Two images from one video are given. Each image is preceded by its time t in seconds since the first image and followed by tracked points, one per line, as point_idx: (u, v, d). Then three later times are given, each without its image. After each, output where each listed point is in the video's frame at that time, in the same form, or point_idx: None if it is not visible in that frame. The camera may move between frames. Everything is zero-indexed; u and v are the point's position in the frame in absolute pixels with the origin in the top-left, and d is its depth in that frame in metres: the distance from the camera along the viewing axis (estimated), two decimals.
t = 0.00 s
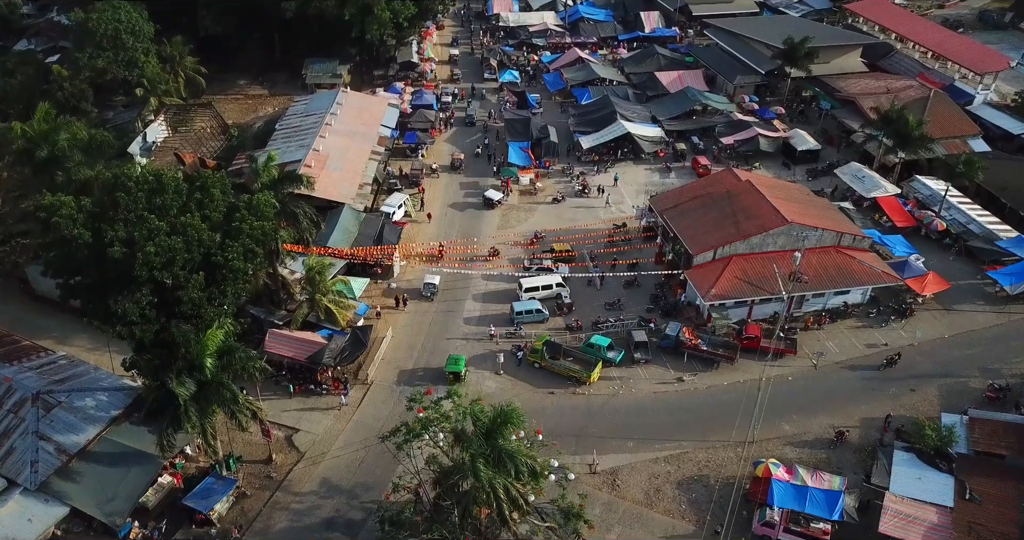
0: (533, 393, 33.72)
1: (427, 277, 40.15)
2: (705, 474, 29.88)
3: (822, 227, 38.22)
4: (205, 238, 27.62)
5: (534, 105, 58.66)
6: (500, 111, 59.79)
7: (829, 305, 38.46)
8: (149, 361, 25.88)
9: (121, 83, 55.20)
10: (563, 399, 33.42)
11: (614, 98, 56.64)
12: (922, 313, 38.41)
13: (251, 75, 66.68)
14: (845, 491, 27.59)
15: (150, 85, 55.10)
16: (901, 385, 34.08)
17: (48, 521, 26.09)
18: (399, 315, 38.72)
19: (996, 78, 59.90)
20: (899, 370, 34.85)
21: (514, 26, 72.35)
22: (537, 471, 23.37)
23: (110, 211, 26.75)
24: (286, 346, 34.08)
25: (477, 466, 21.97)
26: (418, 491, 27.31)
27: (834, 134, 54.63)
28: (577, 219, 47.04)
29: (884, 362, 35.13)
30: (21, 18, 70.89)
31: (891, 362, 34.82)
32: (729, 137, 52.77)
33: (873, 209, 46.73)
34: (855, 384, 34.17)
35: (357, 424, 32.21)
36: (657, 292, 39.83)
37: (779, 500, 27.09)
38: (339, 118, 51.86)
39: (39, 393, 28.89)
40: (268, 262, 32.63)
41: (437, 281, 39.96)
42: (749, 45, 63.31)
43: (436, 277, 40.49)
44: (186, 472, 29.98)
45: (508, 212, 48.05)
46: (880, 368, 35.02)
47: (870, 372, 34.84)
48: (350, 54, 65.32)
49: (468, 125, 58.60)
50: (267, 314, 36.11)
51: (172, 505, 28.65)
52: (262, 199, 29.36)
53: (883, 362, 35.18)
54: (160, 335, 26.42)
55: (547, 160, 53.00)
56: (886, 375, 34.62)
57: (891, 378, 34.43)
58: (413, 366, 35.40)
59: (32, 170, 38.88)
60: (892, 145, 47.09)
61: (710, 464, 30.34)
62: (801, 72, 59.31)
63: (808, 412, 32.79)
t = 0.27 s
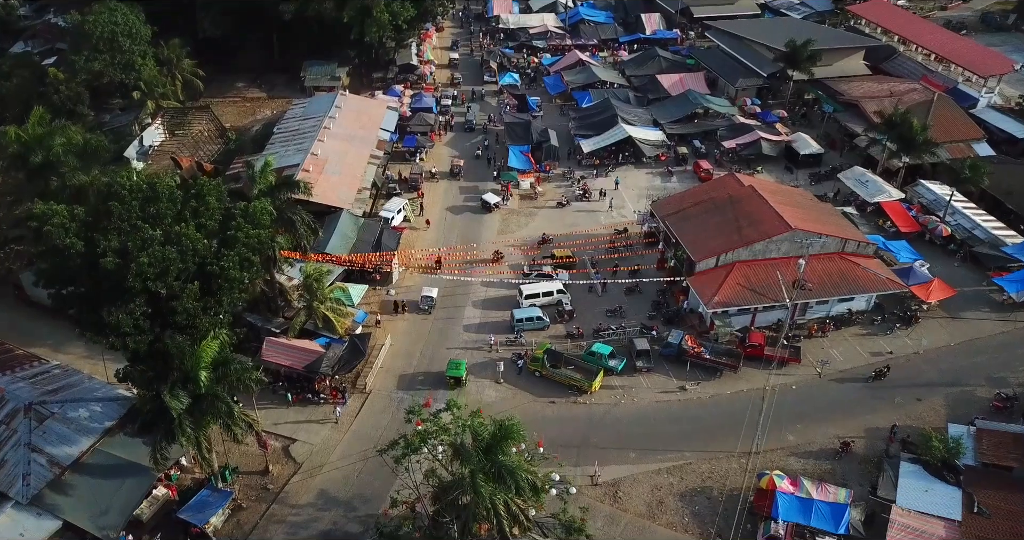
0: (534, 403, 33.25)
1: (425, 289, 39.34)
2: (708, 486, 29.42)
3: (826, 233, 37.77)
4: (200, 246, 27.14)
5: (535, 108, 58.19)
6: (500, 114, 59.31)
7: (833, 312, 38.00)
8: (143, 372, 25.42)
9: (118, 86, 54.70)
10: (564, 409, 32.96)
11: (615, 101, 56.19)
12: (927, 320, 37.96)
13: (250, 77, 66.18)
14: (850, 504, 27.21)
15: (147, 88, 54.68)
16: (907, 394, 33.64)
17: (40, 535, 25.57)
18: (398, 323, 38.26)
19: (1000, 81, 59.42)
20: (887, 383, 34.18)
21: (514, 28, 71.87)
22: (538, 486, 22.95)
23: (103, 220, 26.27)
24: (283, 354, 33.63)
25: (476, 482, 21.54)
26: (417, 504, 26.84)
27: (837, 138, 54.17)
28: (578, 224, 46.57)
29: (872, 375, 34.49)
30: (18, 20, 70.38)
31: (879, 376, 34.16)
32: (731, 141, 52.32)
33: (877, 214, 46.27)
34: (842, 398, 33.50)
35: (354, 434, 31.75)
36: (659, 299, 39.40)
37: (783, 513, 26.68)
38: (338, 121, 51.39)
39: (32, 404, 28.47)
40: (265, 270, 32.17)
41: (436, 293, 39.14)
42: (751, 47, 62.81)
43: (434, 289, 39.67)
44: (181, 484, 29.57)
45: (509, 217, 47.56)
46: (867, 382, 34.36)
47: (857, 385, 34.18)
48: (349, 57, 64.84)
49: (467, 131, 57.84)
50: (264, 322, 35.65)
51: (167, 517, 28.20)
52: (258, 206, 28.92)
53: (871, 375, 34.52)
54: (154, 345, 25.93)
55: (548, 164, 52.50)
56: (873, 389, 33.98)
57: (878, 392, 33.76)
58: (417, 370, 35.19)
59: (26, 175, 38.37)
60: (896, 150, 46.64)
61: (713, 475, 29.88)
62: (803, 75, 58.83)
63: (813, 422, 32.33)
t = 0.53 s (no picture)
0: (534, 414, 32.69)
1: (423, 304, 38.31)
2: (712, 501, 28.88)
3: (830, 241, 37.23)
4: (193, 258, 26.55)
5: (535, 112, 57.65)
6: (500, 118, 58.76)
7: (837, 321, 37.47)
8: (135, 387, 24.87)
9: (114, 90, 54.15)
10: (565, 421, 32.40)
11: (616, 106, 55.66)
12: (933, 329, 37.44)
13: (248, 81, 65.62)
14: (857, 521, 26.56)
15: (144, 92, 54.18)
16: (913, 406, 33.10)
17: None
18: (396, 332, 37.70)
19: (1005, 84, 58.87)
20: (873, 398, 33.47)
21: (514, 31, 71.32)
22: (539, 505, 22.43)
23: (94, 231, 25.67)
24: (280, 365, 33.10)
25: (476, 502, 21.03)
26: (415, 521, 26.31)
27: (840, 142, 53.65)
28: (579, 230, 46.03)
29: (858, 390, 33.78)
30: (14, 22, 69.82)
31: (865, 391, 33.47)
32: (733, 145, 51.79)
33: (881, 220, 45.73)
34: (826, 414, 32.76)
35: (352, 447, 31.18)
36: (661, 307, 38.88)
37: (789, 529, 26.18)
38: (336, 126, 50.82)
39: (23, 419, 27.91)
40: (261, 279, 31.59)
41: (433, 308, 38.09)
42: (752, 51, 62.22)
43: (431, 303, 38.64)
44: (176, 499, 29.12)
45: (508, 223, 47.04)
46: (853, 397, 33.64)
47: (842, 401, 33.45)
48: (348, 60, 64.32)
49: (467, 137, 57.05)
50: (260, 331, 35.10)
51: (160, 533, 27.67)
52: (253, 216, 28.37)
53: (856, 390, 33.81)
54: (147, 359, 25.33)
55: (548, 169, 51.93)
56: (858, 404, 33.25)
57: (864, 408, 33.02)
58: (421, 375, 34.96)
59: (19, 182, 37.81)
60: (901, 155, 46.11)
61: (717, 489, 29.34)
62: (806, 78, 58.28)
63: (818, 435, 31.79)
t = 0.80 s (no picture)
0: (535, 425, 32.21)
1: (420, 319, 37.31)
2: (715, 513, 28.39)
3: (835, 248, 36.76)
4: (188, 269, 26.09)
5: (535, 116, 57.21)
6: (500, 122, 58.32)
7: (841, 329, 37.02)
8: (128, 400, 24.39)
9: (111, 94, 53.71)
10: (566, 431, 31.95)
11: (617, 109, 55.23)
12: (938, 338, 36.97)
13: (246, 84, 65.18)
14: (863, 534, 26.13)
15: (141, 96, 53.67)
16: (919, 416, 32.65)
17: None
18: (395, 341, 37.24)
19: (1009, 88, 58.37)
20: (861, 412, 32.88)
21: (515, 34, 70.91)
22: (541, 522, 21.91)
23: (86, 242, 25.20)
24: (277, 375, 32.66)
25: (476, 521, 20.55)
26: (414, 536, 25.81)
27: (844, 146, 53.20)
28: (580, 236, 45.57)
29: (845, 404, 33.20)
30: (11, 25, 69.42)
31: (852, 405, 32.92)
32: (735, 150, 51.35)
33: (885, 226, 45.27)
34: (813, 428, 32.16)
35: (350, 459, 30.71)
36: (663, 315, 38.44)
37: None
38: (334, 130, 50.37)
39: (15, 431, 27.35)
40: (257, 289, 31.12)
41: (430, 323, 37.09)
42: (754, 54, 61.71)
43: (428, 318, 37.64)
44: (170, 511, 28.72)
45: (509, 228, 46.59)
46: (840, 410, 33.07)
47: (829, 415, 32.85)
48: (347, 63, 63.89)
49: (466, 144, 56.32)
50: (257, 340, 34.66)
51: None
52: (249, 225, 27.93)
53: (843, 403, 33.24)
54: (141, 372, 24.87)
55: (549, 173, 51.46)
56: (845, 419, 32.65)
57: (852, 423, 32.40)
58: (421, 378, 34.92)
59: (13, 189, 37.38)
60: (905, 160, 45.66)
61: (721, 502, 28.85)
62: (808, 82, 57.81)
63: (823, 446, 31.33)
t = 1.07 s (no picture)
0: (535, 437, 31.69)
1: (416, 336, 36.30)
2: (720, 528, 27.83)
3: (840, 256, 36.24)
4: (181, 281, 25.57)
5: (536, 120, 56.70)
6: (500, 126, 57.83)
7: (846, 338, 36.50)
8: (120, 416, 23.86)
9: (107, 98, 53.17)
10: (567, 444, 31.44)
11: (618, 114, 54.73)
12: (944, 347, 36.46)
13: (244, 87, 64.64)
14: None
15: (137, 100, 53.10)
16: (926, 428, 32.14)
17: None
18: (394, 350, 36.72)
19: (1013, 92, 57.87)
20: (846, 428, 32.20)
21: (515, 36, 70.43)
22: None
23: (77, 254, 24.66)
24: (274, 385, 32.16)
25: None
26: None
27: (847, 151, 52.72)
28: (581, 242, 45.07)
29: (830, 419, 32.52)
30: (7, 28, 68.87)
31: (837, 420, 32.25)
32: (738, 155, 50.84)
33: (889, 232, 44.76)
34: (796, 443, 31.44)
35: (347, 472, 30.17)
36: (665, 323, 37.94)
37: None
38: (332, 135, 49.83)
39: (6, 445, 26.99)
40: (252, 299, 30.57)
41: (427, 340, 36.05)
42: (757, 57, 61.14)
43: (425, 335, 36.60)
44: (164, 526, 28.09)
45: (509, 234, 46.08)
46: (824, 425, 32.37)
47: (813, 430, 32.14)
48: (345, 66, 63.39)
49: (463, 151, 55.45)
50: (254, 350, 34.14)
51: None
52: (245, 235, 27.43)
53: (829, 418, 32.56)
54: (134, 387, 24.35)
55: (549, 179, 50.93)
56: (829, 434, 31.95)
57: (836, 439, 31.70)
58: (422, 381, 34.79)
59: (7, 196, 36.84)
60: (910, 166, 45.16)
61: (725, 517, 28.31)
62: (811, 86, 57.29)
63: (828, 458, 30.82)
